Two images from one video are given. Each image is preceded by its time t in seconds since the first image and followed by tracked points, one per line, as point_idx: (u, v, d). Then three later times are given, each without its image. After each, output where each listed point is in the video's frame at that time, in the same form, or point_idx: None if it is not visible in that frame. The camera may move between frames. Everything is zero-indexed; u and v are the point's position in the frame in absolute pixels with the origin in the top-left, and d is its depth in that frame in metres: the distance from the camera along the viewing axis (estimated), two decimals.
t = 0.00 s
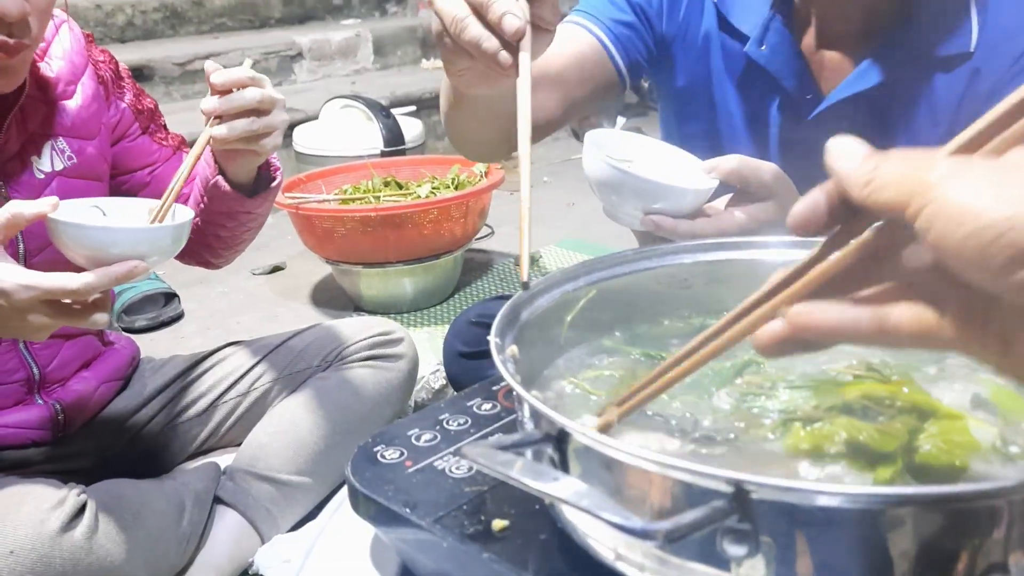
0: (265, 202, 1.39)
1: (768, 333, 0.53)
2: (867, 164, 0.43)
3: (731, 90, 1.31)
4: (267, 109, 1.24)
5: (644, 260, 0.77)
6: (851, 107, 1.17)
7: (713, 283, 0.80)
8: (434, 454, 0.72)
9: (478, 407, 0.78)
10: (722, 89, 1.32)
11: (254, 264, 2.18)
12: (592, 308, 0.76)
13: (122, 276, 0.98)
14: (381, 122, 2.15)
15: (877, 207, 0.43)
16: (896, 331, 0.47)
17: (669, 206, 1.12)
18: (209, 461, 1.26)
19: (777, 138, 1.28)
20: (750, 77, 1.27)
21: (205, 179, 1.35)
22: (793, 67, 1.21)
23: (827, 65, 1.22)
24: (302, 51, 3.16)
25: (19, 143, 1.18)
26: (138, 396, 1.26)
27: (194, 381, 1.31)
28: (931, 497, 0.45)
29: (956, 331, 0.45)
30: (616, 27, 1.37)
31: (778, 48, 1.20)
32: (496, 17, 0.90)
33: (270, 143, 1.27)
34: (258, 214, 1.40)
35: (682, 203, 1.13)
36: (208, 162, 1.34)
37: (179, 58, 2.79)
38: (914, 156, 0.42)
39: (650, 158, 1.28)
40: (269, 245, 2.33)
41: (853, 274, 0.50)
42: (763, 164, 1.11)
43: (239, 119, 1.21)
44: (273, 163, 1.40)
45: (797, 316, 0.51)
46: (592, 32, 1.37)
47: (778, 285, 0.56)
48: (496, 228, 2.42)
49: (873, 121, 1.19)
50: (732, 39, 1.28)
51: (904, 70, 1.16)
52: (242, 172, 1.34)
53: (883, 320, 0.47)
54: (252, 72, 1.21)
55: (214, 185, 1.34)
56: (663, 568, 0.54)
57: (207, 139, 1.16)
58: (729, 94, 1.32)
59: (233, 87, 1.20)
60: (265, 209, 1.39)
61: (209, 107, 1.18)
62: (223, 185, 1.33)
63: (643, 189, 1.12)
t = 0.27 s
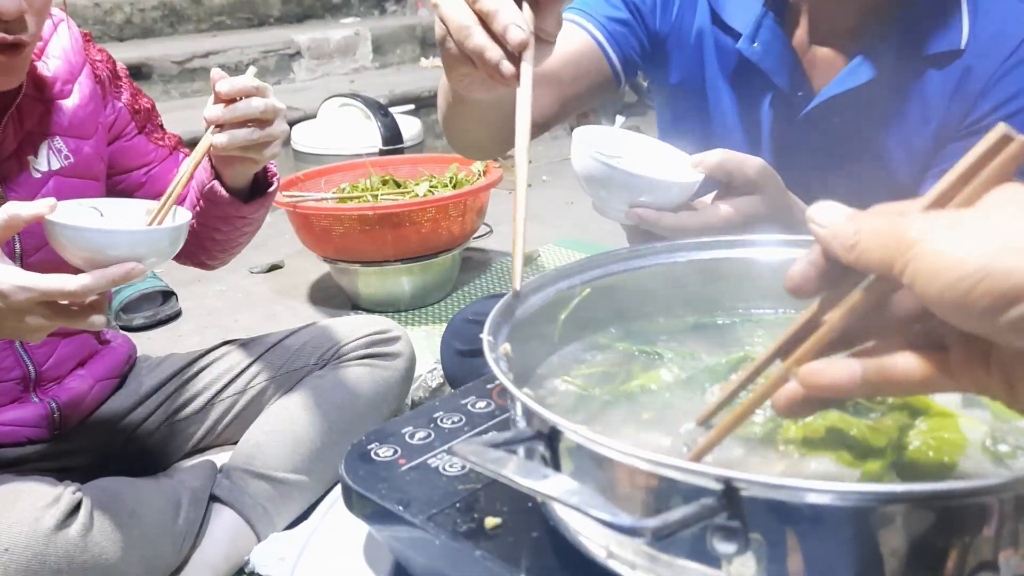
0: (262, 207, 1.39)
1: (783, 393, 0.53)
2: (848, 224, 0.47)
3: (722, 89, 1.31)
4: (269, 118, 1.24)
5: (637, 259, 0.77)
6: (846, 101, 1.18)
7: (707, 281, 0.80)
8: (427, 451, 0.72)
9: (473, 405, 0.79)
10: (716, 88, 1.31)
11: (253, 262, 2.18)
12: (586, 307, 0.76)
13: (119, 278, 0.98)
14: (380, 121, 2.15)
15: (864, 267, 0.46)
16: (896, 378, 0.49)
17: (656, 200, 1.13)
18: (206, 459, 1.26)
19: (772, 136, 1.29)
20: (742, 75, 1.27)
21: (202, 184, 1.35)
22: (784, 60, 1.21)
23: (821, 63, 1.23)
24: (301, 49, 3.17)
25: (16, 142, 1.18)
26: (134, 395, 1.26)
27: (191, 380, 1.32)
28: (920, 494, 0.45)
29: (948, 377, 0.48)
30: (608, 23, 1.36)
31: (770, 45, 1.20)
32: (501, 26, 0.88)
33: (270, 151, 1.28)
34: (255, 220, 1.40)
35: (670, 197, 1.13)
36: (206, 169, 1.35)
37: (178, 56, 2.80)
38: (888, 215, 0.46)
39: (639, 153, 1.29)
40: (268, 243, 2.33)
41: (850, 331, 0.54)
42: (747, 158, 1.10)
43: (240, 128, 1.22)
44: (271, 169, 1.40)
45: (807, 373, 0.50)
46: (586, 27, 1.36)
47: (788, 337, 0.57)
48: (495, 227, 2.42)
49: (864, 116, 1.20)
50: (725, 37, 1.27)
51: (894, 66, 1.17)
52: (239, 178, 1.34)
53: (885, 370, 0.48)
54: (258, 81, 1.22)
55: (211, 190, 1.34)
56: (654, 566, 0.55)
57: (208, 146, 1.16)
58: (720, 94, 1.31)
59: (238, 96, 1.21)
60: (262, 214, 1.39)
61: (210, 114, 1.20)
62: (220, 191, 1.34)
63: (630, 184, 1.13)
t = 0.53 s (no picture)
0: (259, 210, 1.39)
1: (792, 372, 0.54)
2: (885, 208, 0.48)
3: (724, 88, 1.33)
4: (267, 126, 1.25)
5: (631, 257, 0.79)
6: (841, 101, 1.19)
7: (703, 279, 0.81)
8: (424, 449, 0.72)
9: (470, 403, 0.79)
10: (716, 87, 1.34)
11: (253, 261, 2.19)
12: (582, 306, 0.76)
13: (119, 280, 0.98)
14: (380, 121, 2.16)
15: (901, 257, 0.47)
16: (922, 375, 0.50)
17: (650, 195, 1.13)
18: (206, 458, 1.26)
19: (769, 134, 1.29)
20: (741, 73, 1.28)
21: (199, 186, 1.36)
22: (785, 65, 1.21)
23: (815, 63, 1.23)
24: (301, 49, 3.17)
25: (16, 142, 1.19)
26: (134, 394, 1.26)
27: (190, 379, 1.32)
28: (912, 492, 0.46)
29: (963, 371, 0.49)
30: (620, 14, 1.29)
31: (767, 42, 1.21)
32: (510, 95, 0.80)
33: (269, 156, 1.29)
34: (252, 222, 1.40)
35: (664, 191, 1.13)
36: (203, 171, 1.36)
37: (179, 56, 2.80)
38: (927, 208, 0.48)
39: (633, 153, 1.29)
40: (268, 242, 2.34)
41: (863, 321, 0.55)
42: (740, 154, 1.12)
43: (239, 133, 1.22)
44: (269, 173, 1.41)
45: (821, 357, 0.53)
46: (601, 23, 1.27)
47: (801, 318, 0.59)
48: (495, 226, 2.43)
49: (857, 113, 1.21)
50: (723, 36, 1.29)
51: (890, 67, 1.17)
52: (237, 183, 1.35)
53: (908, 363, 0.50)
54: (255, 85, 1.23)
55: (207, 192, 1.35)
56: (649, 563, 0.55)
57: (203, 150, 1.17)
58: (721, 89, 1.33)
59: (235, 101, 1.22)
60: (259, 218, 1.40)
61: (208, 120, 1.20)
62: (216, 193, 1.34)
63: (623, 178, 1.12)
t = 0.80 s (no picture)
0: (249, 209, 1.39)
1: (804, 365, 0.51)
2: (910, 193, 0.46)
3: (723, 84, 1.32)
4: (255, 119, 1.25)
5: (627, 254, 0.77)
6: (838, 101, 1.19)
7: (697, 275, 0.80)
8: (417, 446, 0.72)
9: (463, 400, 0.79)
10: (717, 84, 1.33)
11: (248, 258, 2.18)
12: (576, 303, 0.76)
13: (110, 276, 0.98)
14: (376, 117, 2.15)
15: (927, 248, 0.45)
16: (945, 374, 0.47)
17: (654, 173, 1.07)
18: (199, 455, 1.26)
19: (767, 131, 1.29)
20: (745, 69, 1.29)
21: (190, 184, 1.35)
22: (786, 64, 1.22)
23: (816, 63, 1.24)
24: (297, 45, 3.16)
25: (7, 135, 1.18)
26: (126, 390, 1.26)
27: (183, 375, 1.31)
28: (906, 489, 0.45)
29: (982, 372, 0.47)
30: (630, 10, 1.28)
31: (770, 40, 1.22)
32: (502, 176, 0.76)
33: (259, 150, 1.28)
34: (243, 220, 1.40)
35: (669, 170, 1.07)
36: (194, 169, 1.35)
37: (173, 52, 2.79)
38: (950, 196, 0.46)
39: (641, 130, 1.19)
40: (263, 239, 2.33)
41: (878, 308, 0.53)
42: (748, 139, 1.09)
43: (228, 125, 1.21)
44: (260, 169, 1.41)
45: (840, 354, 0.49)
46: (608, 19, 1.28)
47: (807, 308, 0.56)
48: (491, 223, 2.42)
49: (857, 111, 1.20)
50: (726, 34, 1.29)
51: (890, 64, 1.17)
52: (228, 180, 1.34)
53: (930, 361, 0.47)
54: (244, 78, 1.22)
55: (197, 190, 1.34)
56: (640, 561, 0.55)
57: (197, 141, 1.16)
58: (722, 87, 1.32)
59: (225, 93, 1.21)
60: (249, 216, 1.40)
61: (199, 112, 1.20)
62: (207, 191, 1.34)
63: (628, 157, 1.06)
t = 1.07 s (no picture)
0: (244, 199, 1.39)
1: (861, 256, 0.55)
2: (971, 50, 0.45)
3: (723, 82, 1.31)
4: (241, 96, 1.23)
5: (624, 251, 0.77)
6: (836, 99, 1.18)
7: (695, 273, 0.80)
8: (412, 445, 0.71)
9: (458, 398, 0.78)
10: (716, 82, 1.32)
11: (245, 255, 2.17)
12: (572, 301, 0.75)
13: (103, 269, 0.97)
14: (373, 114, 2.14)
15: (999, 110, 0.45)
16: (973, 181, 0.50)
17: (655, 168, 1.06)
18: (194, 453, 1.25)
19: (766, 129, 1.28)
20: (741, 67, 1.28)
21: (182, 175, 1.34)
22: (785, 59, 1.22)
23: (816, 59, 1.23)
24: (294, 42, 3.15)
25: None
26: (121, 388, 1.25)
27: (179, 373, 1.31)
28: (907, 489, 0.45)
29: None
30: (627, 13, 1.29)
31: (770, 37, 1.22)
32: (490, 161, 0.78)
33: (249, 131, 1.26)
34: (238, 212, 1.40)
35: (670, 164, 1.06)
36: (185, 158, 1.34)
37: (170, 48, 2.78)
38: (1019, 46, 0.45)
39: (640, 126, 1.15)
40: (260, 236, 2.33)
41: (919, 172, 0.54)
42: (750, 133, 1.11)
43: (218, 105, 1.21)
44: (253, 157, 1.40)
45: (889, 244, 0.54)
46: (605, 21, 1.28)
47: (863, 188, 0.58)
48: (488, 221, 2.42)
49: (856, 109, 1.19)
50: (726, 31, 1.27)
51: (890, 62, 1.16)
52: (221, 168, 1.33)
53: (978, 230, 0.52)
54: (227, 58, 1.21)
55: (190, 181, 1.33)
56: (638, 562, 0.54)
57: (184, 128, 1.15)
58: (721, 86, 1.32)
59: (208, 74, 1.20)
60: (244, 207, 1.39)
61: (185, 93, 1.19)
62: (199, 180, 1.33)
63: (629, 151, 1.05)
